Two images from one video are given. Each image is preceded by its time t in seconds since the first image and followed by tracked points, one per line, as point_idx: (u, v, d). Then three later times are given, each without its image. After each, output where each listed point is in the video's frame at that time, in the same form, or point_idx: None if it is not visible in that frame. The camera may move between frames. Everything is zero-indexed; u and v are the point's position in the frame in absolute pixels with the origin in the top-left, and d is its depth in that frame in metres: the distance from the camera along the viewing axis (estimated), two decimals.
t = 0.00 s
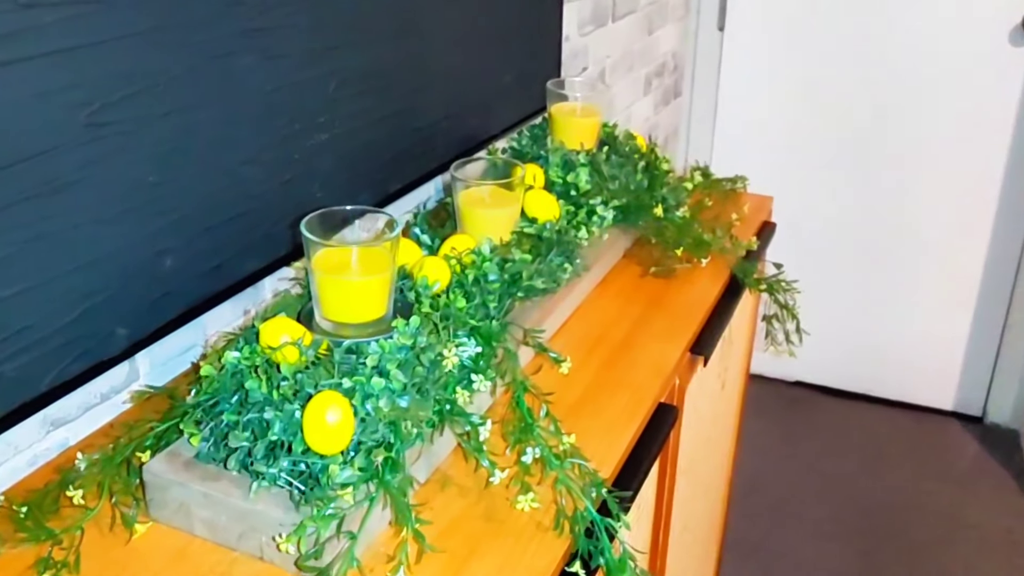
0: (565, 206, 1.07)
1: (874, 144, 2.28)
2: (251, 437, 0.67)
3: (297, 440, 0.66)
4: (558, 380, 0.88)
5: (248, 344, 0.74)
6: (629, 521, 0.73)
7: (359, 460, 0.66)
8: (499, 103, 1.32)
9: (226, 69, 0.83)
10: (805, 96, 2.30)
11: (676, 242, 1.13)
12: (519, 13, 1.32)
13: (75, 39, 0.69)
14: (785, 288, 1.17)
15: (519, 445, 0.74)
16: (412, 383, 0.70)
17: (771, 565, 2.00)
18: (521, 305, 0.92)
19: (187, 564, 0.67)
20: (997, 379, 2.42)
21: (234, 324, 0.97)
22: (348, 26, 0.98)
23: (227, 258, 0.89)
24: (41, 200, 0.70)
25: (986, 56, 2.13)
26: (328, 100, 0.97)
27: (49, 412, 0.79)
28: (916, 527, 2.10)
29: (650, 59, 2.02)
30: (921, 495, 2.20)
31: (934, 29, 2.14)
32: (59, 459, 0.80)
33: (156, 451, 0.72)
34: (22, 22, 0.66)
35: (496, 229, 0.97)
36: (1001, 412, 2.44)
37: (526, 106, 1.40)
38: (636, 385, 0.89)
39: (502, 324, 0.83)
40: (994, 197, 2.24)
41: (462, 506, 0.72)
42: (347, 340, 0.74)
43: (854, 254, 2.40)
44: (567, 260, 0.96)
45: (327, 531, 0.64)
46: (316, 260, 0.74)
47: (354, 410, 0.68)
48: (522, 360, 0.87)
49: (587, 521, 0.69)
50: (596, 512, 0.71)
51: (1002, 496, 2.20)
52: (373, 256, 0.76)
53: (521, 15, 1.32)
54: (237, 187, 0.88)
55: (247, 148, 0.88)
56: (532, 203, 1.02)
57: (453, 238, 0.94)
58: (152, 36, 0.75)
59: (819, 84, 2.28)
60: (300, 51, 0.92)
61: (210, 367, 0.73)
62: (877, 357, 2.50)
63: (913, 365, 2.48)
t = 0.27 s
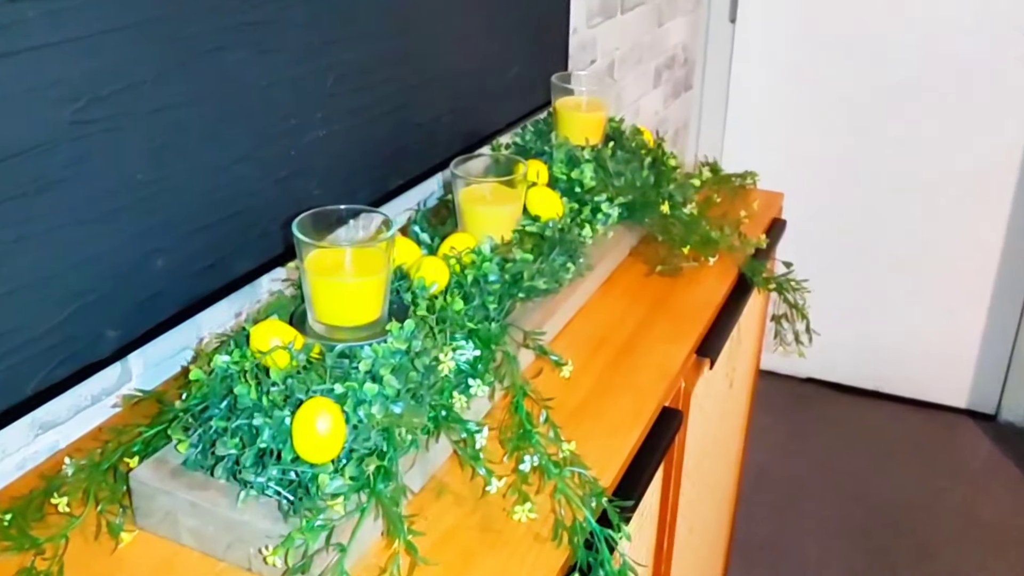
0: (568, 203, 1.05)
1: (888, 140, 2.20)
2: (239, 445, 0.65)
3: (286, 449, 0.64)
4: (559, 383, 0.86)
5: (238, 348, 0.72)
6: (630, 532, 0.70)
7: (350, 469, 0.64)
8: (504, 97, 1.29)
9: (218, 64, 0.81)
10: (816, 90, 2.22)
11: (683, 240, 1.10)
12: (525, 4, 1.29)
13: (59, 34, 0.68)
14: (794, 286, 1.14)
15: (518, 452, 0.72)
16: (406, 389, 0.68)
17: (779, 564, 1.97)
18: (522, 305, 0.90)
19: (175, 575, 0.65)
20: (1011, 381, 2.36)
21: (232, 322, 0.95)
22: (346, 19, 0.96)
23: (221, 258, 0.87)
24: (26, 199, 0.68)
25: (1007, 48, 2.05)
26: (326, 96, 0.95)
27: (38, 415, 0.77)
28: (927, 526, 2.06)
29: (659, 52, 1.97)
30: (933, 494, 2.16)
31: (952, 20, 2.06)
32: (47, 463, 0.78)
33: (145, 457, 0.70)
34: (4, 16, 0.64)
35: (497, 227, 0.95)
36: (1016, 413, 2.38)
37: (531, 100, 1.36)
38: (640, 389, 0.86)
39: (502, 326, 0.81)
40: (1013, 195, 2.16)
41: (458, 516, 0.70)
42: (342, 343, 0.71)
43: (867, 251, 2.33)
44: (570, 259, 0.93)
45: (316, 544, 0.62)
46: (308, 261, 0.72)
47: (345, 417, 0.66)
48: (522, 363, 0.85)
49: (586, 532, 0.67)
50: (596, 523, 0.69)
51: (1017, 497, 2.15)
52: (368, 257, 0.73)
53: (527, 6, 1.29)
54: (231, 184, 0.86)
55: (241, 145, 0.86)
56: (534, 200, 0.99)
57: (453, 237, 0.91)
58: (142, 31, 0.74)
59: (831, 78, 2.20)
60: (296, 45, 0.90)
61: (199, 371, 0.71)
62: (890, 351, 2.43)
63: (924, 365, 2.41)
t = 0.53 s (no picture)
0: (569, 204, 1.02)
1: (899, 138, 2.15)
2: (222, 459, 0.63)
3: (271, 463, 0.62)
4: (556, 391, 0.83)
5: (224, 356, 0.70)
6: (626, 548, 0.68)
7: (335, 485, 0.62)
8: (507, 95, 1.26)
9: (209, 64, 0.79)
10: (825, 86, 2.17)
11: (686, 241, 1.08)
12: None
13: (41, 34, 0.65)
14: (800, 290, 1.12)
15: (511, 465, 0.70)
16: (396, 401, 0.66)
17: (785, 566, 1.94)
18: (519, 310, 0.87)
19: None
20: None
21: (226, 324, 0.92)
22: (342, 16, 0.93)
23: (212, 261, 0.85)
24: (6, 204, 0.66)
25: None
26: (321, 94, 0.93)
27: (23, 423, 0.75)
28: (935, 526, 2.03)
29: (667, 47, 1.94)
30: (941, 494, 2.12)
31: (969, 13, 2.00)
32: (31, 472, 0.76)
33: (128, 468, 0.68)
34: None
35: (493, 230, 0.93)
36: None
37: (535, 97, 1.34)
38: (640, 397, 0.84)
39: (497, 333, 0.79)
40: None
41: (448, 530, 0.68)
42: (331, 352, 0.69)
43: (877, 250, 2.28)
44: (568, 263, 0.91)
45: (300, 563, 0.60)
46: (295, 268, 0.70)
47: (332, 429, 0.64)
48: (518, 371, 0.83)
49: (581, 549, 0.65)
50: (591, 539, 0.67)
51: None
52: (358, 263, 0.71)
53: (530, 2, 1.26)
54: (223, 187, 0.83)
55: (232, 147, 0.83)
56: (534, 202, 0.97)
57: (449, 239, 0.89)
58: (129, 29, 0.71)
59: (840, 73, 2.15)
60: (290, 43, 0.87)
61: (184, 380, 0.69)
62: (901, 350, 2.38)
63: (936, 365, 2.36)
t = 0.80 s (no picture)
0: (568, 206, 1.00)
1: (913, 136, 2.10)
2: (203, 472, 0.61)
3: (253, 476, 0.60)
4: (554, 398, 0.81)
5: (207, 364, 0.68)
6: (620, 565, 0.66)
7: (320, 499, 0.60)
8: (510, 93, 1.24)
9: (196, 63, 0.77)
10: (838, 83, 2.12)
11: (689, 243, 1.05)
12: None
13: (18, 32, 0.64)
14: (807, 293, 1.09)
15: (503, 478, 0.68)
16: (384, 412, 0.64)
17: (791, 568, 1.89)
18: (516, 315, 0.85)
19: None
20: None
21: (217, 326, 0.90)
22: (338, 12, 0.91)
23: (200, 264, 0.83)
24: None
25: None
26: (315, 93, 0.91)
27: (5, 431, 0.73)
28: (945, 527, 1.98)
29: (675, 43, 1.90)
30: (951, 494, 2.07)
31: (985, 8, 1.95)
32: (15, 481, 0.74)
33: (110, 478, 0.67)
34: None
35: (490, 233, 0.90)
36: None
37: (539, 95, 1.31)
38: (639, 405, 0.82)
39: (492, 339, 0.77)
40: None
41: (437, 542, 0.66)
42: (318, 361, 0.67)
43: (889, 250, 2.23)
44: (567, 266, 0.89)
45: None
46: (282, 274, 0.68)
47: (317, 441, 0.62)
48: (514, 378, 0.81)
49: (573, 566, 0.63)
50: (585, 555, 0.65)
51: None
52: (346, 270, 0.69)
53: None
54: (211, 188, 0.82)
55: (221, 148, 0.81)
56: (533, 203, 0.95)
57: (444, 243, 0.87)
58: (111, 27, 0.69)
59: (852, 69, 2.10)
60: (282, 40, 0.85)
61: (168, 389, 0.67)
62: (911, 351, 2.33)
63: (947, 368, 2.32)
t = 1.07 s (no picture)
0: (570, 205, 0.98)
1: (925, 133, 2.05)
2: (189, 482, 0.60)
3: (240, 487, 0.59)
4: (552, 405, 0.79)
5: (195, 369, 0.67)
6: None
7: (308, 511, 0.59)
8: (514, 90, 1.21)
9: (187, 58, 0.75)
10: (850, 79, 2.08)
11: (694, 245, 1.03)
12: None
13: None
14: (814, 295, 1.06)
15: (498, 488, 0.66)
16: (375, 421, 0.62)
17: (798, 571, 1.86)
18: (515, 318, 0.83)
19: None
20: None
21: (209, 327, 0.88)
22: (334, 7, 0.89)
23: (192, 265, 0.81)
24: None
25: None
26: (310, 89, 0.89)
27: None
28: (956, 530, 1.95)
29: (683, 38, 1.86)
30: (964, 497, 2.04)
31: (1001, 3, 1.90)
32: None
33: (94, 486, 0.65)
34: None
35: (489, 234, 0.88)
36: None
37: (543, 92, 1.28)
38: (640, 412, 0.80)
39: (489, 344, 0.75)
40: None
41: (430, 554, 0.64)
42: (309, 367, 0.66)
43: (899, 250, 2.19)
44: (568, 268, 0.87)
45: None
46: (271, 279, 0.66)
47: (305, 450, 0.60)
48: (512, 383, 0.79)
49: None
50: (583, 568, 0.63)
51: None
52: (337, 273, 0.67)
53: None
54: (203, 187, 0.80)
55: (212, 146, 0.80)
56: (534, 203, 0.93)
57: (442, 244, 0.85)
58: (97, 22, 0.68)
59: (863, 66, 2.05)
60: (275, 36, 0.83)
61: (153, 395, 0.65)
62: (923, 352, 2.29)
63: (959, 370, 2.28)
